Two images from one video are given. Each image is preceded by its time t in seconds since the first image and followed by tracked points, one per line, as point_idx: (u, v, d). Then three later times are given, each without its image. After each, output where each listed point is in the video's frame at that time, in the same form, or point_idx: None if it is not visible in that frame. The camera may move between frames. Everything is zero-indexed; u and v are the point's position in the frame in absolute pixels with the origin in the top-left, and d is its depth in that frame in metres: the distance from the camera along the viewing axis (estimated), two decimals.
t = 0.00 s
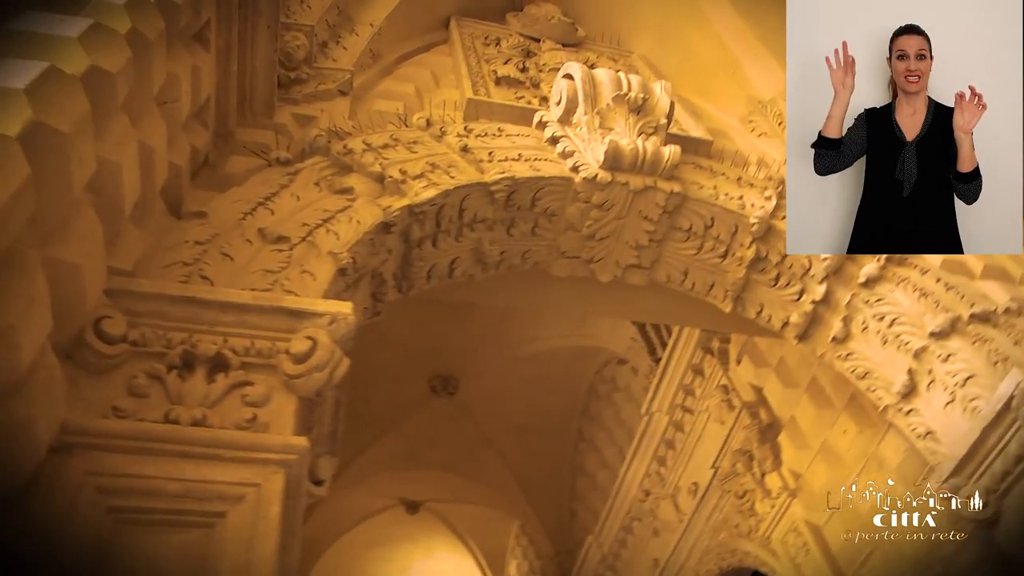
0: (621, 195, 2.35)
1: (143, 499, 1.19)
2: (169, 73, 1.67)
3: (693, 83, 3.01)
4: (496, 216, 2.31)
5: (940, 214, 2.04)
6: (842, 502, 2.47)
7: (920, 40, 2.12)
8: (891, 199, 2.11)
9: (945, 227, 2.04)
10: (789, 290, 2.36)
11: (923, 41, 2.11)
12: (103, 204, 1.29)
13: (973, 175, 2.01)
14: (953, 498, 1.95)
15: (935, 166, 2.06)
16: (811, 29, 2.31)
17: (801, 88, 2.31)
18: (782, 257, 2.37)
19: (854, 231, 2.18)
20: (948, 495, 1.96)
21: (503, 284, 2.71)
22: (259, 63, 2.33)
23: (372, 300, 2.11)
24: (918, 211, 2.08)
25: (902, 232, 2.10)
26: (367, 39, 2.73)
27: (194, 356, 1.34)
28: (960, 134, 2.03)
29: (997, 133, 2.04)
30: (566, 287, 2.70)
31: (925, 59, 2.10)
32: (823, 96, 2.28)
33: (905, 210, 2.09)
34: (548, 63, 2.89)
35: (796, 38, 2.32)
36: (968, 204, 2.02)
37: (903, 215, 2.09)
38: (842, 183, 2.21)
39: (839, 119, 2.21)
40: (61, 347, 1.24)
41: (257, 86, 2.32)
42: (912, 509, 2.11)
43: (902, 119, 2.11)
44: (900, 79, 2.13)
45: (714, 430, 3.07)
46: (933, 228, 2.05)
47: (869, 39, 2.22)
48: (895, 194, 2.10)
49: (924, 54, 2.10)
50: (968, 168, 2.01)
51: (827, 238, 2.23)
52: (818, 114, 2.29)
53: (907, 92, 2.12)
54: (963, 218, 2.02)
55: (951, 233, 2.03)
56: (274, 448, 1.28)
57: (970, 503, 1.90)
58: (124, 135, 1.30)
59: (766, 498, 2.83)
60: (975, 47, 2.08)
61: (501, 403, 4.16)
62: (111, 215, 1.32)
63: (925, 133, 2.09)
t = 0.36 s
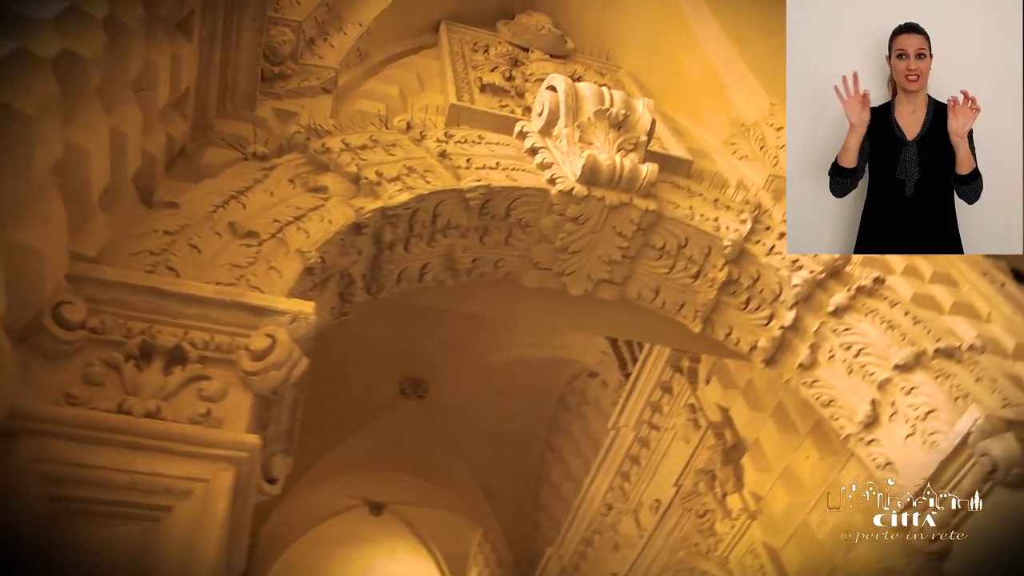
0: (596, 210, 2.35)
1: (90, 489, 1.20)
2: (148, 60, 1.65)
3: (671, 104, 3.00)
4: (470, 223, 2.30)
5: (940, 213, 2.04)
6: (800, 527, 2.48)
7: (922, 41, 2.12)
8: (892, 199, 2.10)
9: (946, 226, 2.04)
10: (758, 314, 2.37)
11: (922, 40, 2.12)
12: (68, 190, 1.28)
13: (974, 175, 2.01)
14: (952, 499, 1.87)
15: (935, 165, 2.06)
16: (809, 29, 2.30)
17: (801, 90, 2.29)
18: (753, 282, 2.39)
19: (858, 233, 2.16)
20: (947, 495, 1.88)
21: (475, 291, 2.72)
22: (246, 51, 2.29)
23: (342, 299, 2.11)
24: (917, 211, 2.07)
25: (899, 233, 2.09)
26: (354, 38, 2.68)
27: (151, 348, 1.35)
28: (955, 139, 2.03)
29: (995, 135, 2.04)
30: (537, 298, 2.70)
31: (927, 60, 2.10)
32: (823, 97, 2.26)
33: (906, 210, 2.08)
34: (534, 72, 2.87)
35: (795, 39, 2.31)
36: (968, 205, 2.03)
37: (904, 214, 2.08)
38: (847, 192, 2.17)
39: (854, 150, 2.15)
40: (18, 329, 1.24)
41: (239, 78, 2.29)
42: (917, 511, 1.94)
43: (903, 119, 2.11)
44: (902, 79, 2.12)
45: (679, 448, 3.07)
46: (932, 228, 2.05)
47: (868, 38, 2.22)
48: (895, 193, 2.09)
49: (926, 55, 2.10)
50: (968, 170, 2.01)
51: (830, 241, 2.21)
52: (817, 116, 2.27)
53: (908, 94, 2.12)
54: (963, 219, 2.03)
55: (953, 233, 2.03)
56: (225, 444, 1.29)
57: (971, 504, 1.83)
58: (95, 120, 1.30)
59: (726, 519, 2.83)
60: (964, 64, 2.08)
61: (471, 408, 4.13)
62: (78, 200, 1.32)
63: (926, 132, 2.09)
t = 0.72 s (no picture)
0: (570, 224, 2.35)
1: (38, 475, 1.19)
2: (126, 43, 1.64)
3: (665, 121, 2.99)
4: (440, 230, 2.30)
5: (941, 211, 2.17)
6: (756, 551, 2.49)
7: (921, 39, 2.20)
8: (892, 197, 2.22)
9: (947, 223, 2.17)
10: (726, 337, 2.38)
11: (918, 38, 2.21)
12: (32, 172, 1.27)
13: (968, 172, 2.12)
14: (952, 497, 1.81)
15: (933, 163, 2.17)
16: (808, 29, 2.41)
17: (801, 90, 2.40)
18: (721, 305, 2.37)
19: (859, 230, 2.29)
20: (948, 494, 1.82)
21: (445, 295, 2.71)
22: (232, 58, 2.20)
23: (310, 298, 2.10)
24: (917, 209, 2.20)
25: (899, 230, 2.23)
26: (340, 37, 2.66)
27: (108, 335, 1.36)
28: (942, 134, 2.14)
29: (989, 137, 2.14)
30: (507, 307, 2.68)
31: (925, 57, 2.19)
32: (824, 98, 2.37)
33: (906, 207, 2.20)
34: (519, 81, 2.86)
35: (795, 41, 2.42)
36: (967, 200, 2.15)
37: (904, 212, 2.21)
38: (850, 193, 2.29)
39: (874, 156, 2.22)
40: None
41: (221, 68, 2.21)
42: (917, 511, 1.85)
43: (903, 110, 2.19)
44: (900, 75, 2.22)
45: (642, 466, 3.07)
46: (934, 225, 2.18)
47: (868, 38, 2.30)
48: (895, 192, 2.21)
49: (923, 52, 2.19)
50: (960, 166, 2.12)
51: (831, 238, 2.34)
52: (819, 115, 2.38)
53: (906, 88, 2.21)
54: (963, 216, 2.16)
55: (954, 230, 2.17)
56: (175, 437, 1.30)
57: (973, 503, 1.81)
58: (63, 103, 1.28)
59: (684, 539, 2.82)
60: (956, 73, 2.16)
61: (438, 413, 4.10)
62: (43, 183, 1.31)
63: (924, 130, 2.19)
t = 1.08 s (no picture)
0: (546, 236, 2.35)
1: None
2: (109, 28, 1.63)
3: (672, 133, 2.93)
4: (417, 234, 2.29)
5: (941, 213, 2.26)
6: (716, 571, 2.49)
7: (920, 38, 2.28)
8: (896, 198, 2.30)
9: (948, 226, 2.26)
10: (697, 357, 2.39)
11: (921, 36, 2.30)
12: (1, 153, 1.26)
13: (962, 174, 2.21)
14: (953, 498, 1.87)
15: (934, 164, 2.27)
16: (808, 31, 2.47)
17: (800, 92, 2.45)
18: (693, 326, 2.39)
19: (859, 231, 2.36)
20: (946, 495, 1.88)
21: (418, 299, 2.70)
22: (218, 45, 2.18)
23: (281, 295, 2.09)
24: (918, 209, 2.28)
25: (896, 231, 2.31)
26: (331, 35, 2.63)
27: (71, 320, 1.35)
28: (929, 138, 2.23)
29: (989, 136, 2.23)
30: (482, 315, 2.68)
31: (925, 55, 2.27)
32: (824, 99, 2.43)
33: (909, 208, 2.29)
34: (507, 90, 2.86)
35: (795, 39, 2.47)
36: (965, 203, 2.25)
37: (907, 213, 2.29)
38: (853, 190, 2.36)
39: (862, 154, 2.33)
40: None
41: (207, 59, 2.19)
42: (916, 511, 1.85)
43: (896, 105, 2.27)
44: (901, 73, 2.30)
45: (608, 481, 3.06)
46: (933, 227, 2.27)
47: (868, 40, 2.40)
48: (899, 193, 2.29)
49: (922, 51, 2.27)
50: (952, 169, 2.21)
51: (831, 238, 2.38)
52: (818, 116, 2.44)
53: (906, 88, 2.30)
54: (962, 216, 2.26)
55: (954, 233, 2.26)
56: (132, 429, 1.30)
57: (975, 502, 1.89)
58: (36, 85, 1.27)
59: (644, 556, 2.82)
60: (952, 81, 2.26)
61: (410, 419, 4.07)
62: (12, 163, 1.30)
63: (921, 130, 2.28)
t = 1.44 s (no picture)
0: (528, 246, 2.33)
1: None
2: (96, 19, 1.62)
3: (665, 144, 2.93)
4: (398, 238, 2.29)
5: (942, 213, 2.35)
6: None
7: (920, 40, 2.36)
8: (895, 197, 2.39)
9: (947, 227, 2.36)
10: (673, 373, 2.40)
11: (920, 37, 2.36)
12: None
13: (963, 175, 2.30)
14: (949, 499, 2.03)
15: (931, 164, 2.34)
16: (807, 32, 2.56)
17: (800, 95, 2.55)
18: (670, 342, 2.40)
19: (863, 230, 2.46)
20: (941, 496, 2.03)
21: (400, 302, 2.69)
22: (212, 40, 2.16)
23: (259, 293, 2.09)
24: (920, 209, 2.37)
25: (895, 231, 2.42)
26: (324, 34, 2.60)
27: (42, 310, 1.35)
28: (930, 143, 2.30)
29: (988, 140, 2.31)
30: (462, 321, 2.68)
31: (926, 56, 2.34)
32: (823, 101, 2.52)
33: (909, 207, 2.37)
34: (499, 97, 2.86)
35: (795, 41, 2.57)
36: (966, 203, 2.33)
37: (906, 211, 2.37)
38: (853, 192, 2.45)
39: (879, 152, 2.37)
40: None
41: (196, 53, 2.18)
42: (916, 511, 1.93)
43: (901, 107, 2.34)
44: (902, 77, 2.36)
45: (580, 492, 3.06)
46: (931, 228, 2.37)
47: (865, 40, 2.48)
48: (897, 193, 2.38)
49: (924, 53, 2.34)
50: (952, 171, 2.30)
51: (834, 237, 2.50)
52: (818, 117, 2.53)
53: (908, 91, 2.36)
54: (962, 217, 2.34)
55: (953, 233, 2.36)
56: (98, 422, 1.29)
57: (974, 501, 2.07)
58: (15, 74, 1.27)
59: (613, 569, 2.82)
60: (947, 87, 2.33)
61: (388, 420, 4.05)
62: None
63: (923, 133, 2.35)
